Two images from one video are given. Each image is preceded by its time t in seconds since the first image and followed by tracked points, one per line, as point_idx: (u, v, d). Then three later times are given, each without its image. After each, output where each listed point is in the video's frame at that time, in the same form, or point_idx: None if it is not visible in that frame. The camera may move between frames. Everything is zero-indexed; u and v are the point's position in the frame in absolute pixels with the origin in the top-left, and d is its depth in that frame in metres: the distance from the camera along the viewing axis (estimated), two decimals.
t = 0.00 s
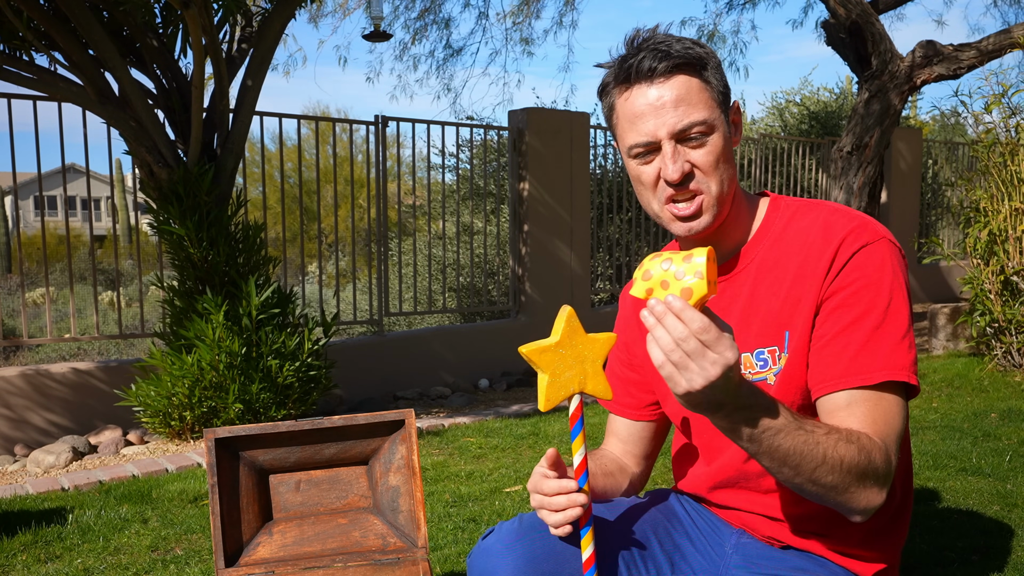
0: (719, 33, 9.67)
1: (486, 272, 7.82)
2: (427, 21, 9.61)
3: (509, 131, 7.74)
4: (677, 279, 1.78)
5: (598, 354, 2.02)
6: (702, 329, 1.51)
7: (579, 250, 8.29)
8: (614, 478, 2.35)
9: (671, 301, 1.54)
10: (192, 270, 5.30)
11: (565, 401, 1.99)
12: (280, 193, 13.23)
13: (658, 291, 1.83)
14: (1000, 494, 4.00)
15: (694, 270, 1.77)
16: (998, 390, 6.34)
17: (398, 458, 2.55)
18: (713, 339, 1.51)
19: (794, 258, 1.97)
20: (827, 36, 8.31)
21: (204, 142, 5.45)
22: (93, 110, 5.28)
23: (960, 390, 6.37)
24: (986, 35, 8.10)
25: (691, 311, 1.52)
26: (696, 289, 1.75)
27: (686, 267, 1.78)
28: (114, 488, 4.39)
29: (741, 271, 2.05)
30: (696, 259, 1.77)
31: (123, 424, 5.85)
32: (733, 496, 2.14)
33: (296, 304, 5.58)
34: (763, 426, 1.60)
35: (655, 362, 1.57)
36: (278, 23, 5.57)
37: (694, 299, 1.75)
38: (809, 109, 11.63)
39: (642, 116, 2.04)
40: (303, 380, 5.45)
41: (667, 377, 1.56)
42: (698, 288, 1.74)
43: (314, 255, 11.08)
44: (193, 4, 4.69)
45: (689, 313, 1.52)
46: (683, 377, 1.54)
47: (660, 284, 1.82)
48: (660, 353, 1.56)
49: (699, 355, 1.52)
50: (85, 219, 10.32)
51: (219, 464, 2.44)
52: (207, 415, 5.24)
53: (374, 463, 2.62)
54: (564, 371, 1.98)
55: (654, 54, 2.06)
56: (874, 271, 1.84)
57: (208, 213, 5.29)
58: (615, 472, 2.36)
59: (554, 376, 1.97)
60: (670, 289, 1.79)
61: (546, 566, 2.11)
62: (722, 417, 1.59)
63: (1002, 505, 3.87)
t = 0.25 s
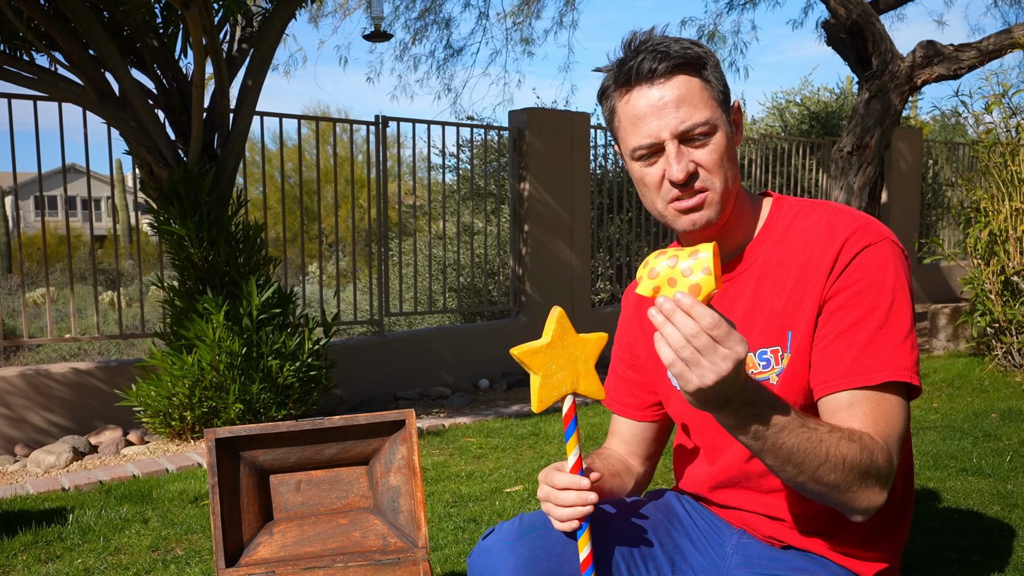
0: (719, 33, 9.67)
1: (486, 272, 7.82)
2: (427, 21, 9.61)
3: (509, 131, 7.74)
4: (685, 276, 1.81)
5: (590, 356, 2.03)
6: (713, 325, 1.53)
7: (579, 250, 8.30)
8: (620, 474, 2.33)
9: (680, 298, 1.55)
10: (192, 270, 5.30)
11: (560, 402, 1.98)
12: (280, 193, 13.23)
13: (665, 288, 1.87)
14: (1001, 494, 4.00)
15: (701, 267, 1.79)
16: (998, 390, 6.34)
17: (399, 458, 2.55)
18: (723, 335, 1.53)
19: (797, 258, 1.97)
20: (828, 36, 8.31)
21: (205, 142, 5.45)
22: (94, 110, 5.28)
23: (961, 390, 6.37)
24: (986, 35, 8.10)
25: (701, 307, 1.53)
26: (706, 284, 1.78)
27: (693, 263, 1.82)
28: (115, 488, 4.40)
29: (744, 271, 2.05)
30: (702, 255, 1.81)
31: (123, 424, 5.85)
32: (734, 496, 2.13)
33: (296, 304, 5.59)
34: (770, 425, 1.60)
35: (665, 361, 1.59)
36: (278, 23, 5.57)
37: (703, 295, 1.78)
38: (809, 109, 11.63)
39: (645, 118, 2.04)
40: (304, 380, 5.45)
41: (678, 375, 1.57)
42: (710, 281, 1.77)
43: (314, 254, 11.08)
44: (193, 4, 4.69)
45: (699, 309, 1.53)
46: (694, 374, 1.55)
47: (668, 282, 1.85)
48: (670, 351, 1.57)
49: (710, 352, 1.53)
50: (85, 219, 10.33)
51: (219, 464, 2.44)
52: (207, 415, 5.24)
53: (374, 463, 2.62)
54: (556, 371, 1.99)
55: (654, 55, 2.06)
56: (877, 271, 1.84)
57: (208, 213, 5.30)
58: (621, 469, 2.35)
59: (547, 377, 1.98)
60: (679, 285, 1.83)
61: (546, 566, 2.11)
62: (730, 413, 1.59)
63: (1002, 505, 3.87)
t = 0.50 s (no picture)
0: (719, 34, 9.68)
1: (486, 273, 7.82)
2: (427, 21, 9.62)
3: (509, 131, 7.74)
4: (686, 293, 1.81)
5: (608, 352, 2.03)
6: (714, 341, 1.53)
7: (579, 250, 8.30)
8: (628, 466, 2.33)
9: (681, 315, 1.56)
10: (192, 271, 5.30)
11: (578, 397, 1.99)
12: (280, 194, 13.24)
13: (665, 305, 1.86)
14: (1000, 495, 4.00)
15: (700, 282, 1.79)
16: (998, 390, 6.34)
17: (399, 458, 2.55)
18: (724, 351, 1.54)
19: (800, 258, 1.97)
20: (828, 37, 8.31)
21: (205, 143, 5.45)
22: (94, 111, 5.28)
23: (961, 391, 6.36)
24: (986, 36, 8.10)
25: (702, 324, 1.54)
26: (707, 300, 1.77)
27: (693, 278, 1.81)
28: (115, 488, 4.40)
29: (746, 270, 2.05)
30: (701, 270, 1.80)
31: (123, 424, 5.85)
32: (735, 496, 2.13)
33: (296, 304, 5.59)
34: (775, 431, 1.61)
35: (666, 378, 1.59)
36: (278, 23, 5.57)
37: (704, 312, 1.77)
38: (809, 110, 11.63)
39: (634, 121, 2.05)
40: (304, 380, 5.45)
41: (680, 391, 1.57)
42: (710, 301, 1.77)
43: (314, 255, 11.10)
44: (193, 4, 4.69)
45: (700, 326, 1.54)
46: (696, 389, 1.55)
47: (669, 299, 1.85)
48: (672, 367, 1.57)
49: (712, 367, 1.54)
50: (85, 219, 10.33)
51: (219, 465, 2.44)
52: (207, 415, 5.24)
53: (374, 463, 2.62)
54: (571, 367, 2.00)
55: (644, 58, 2.06)
56: (881, 271, 1.84)
57: (208, 214, 5.30)
58: (628, 461, 2.34)
59: (564, 372, 1.98)
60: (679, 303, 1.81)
61: (544, 567, 2.11)
62: (733, 424, 1.60)
63: (1003, 505, 3.87)
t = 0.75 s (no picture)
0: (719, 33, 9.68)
1: (486, 272, 7.82)
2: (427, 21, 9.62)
3: (509, 131, 7.74)
4: (677, 320, 1.79)
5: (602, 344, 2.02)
6: (708, 367, 1.55)
7: (579, 250, 8.30)
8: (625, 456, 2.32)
9: (675, 343, 1.58)
10: (192, 271, 5.30)
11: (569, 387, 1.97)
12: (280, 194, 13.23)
13: (658, 335, 1.83)
14: (1000, 495, 4.00)
15: (691, 309, 1.78)
16: (998, 390, 6.34)
17: (398, 458, 2.55)
18: (720, 374, 1.56)
19: (808, 254, 1.97)
20: (828, 37, 8.31)
21: (204, 142, 5.45)
22: (94, 110, 5.28)
23: (961, 391, 6.36)
24: (986, 35, 8.10)
25: (695, 351, 1.56)
26: (698, 325, 1.76)
27: (682, 306, 1.80)
28: (114, 488, 4.40)
29: (753, 265, 2.05)
30: (691, 297, 1.79)
31: (123, 424, 5.85)
32: (736, 494, 2.14)
33: (296, 304, 5.59)
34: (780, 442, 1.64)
35: (666, 402, 1.61)
36: (278, 23, 5.57)
37: (696, 338, 1.76)
38: (809, 110, 11.63)
39: (625, 136, 2.05)
40: (304, 380, 5.45)
41: (680, 414, 1.60)
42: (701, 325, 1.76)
43: (314, 254, 11.10)
44: (193, 4, 4.69)
45: (694, 352, 1.56)
46: (696, 412, 1.58)
47: (662, 328, 1.82)
48: (672, 392, 1.60)
49: (710, 391, 1.56)
50: (85, 219, 10.33)
51: (219, 465, 2.44)
52: (207, 415, 5.24)
53: (374, 463, 2.62)
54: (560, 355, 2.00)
55: (640, 70, 2.02)
56: (891, 270, 1.84)
57: (208, 214, 5.29)
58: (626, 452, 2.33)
59: (557, 361, 2.00)
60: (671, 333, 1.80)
61: (542, 563, 2.11)
62: (737, 437, 1.62)
63: (1002, 505, 3.87)
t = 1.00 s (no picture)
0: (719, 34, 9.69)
1: (486, 273, 7.82)
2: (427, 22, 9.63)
3: (509, 131, 7.74)
4: (687, 302, 1.77)
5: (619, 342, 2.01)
6: (717, 346, 1.55)
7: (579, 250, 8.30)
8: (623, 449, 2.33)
9: (684, 323, 1.58)
10: (192, 271, 5.30)
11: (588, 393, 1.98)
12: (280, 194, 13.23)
13: (669, 316, 1.81)
14: (1000, 495, 4.00)
15: (701, 291, 1.77)
16: (998, 391, 6.35)
17: (398, 459, 2.56)
18: (729, 354, 1.56)
19: (819, 247, 1.97)
20: (827, 37, 8.32)
21: (204, 143, 5.45)
22: (94, 111, 5.28)
23: (961, 391, 6.37)
24: (986, 36, 8.11)
25: (704, 331, 1.56)
26: (707, 307, 1.75)
27: (692, 288, 1.78)
28: (114, 489, 4.40)
29: (764, 258, 2.06)
30: (701, 279, 1.78)
31: (123, 425, 5.85)
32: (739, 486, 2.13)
33: (295, 304, 5.59)
34: (788, 423, 1.65)
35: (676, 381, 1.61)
36: (278, 24, 5.57)
37: (705, 319, 1.75)
38: (809, 111, 11.64)
39: (637, 131, 2.06)
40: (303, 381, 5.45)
41: (690, 394, 1.60)
42: (711, 306, 1.74)
43: (314, 255, 11.11)
44: (193, 5, 4.69)
45: (703, 332, 1.56)
46: (705, 391, 1.58)
47: (672, 309, 1.80)
48: (681, 371, 1.60)
49: (718, 370, 1.56)
50: (85, 220, 10.33)
51: (219, 465, 2.44)
52: (207, 415, 5.24)
53: (374, 464, 2.62)
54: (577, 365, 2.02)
55: (653, 68, 2.04)
56: (902, 264, 1.85)
57: (208, 214, 5.30)
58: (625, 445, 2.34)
59: (571, 366, 2.02)
60: (682, 313, 1.78)
61: (540, 547, 2.11)
62: (745, 419, 1.64)
63: (1002, 506, 3.87)
